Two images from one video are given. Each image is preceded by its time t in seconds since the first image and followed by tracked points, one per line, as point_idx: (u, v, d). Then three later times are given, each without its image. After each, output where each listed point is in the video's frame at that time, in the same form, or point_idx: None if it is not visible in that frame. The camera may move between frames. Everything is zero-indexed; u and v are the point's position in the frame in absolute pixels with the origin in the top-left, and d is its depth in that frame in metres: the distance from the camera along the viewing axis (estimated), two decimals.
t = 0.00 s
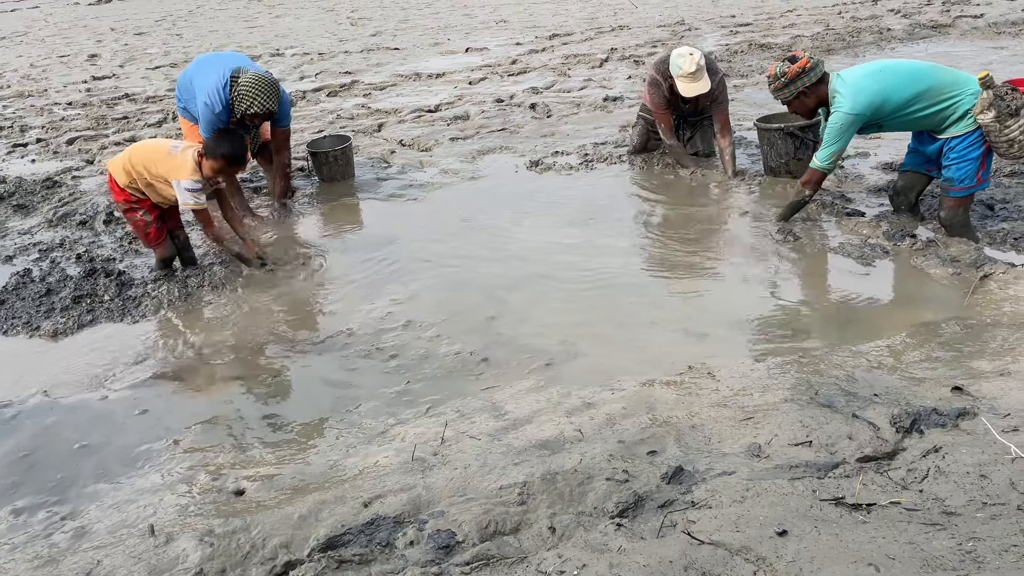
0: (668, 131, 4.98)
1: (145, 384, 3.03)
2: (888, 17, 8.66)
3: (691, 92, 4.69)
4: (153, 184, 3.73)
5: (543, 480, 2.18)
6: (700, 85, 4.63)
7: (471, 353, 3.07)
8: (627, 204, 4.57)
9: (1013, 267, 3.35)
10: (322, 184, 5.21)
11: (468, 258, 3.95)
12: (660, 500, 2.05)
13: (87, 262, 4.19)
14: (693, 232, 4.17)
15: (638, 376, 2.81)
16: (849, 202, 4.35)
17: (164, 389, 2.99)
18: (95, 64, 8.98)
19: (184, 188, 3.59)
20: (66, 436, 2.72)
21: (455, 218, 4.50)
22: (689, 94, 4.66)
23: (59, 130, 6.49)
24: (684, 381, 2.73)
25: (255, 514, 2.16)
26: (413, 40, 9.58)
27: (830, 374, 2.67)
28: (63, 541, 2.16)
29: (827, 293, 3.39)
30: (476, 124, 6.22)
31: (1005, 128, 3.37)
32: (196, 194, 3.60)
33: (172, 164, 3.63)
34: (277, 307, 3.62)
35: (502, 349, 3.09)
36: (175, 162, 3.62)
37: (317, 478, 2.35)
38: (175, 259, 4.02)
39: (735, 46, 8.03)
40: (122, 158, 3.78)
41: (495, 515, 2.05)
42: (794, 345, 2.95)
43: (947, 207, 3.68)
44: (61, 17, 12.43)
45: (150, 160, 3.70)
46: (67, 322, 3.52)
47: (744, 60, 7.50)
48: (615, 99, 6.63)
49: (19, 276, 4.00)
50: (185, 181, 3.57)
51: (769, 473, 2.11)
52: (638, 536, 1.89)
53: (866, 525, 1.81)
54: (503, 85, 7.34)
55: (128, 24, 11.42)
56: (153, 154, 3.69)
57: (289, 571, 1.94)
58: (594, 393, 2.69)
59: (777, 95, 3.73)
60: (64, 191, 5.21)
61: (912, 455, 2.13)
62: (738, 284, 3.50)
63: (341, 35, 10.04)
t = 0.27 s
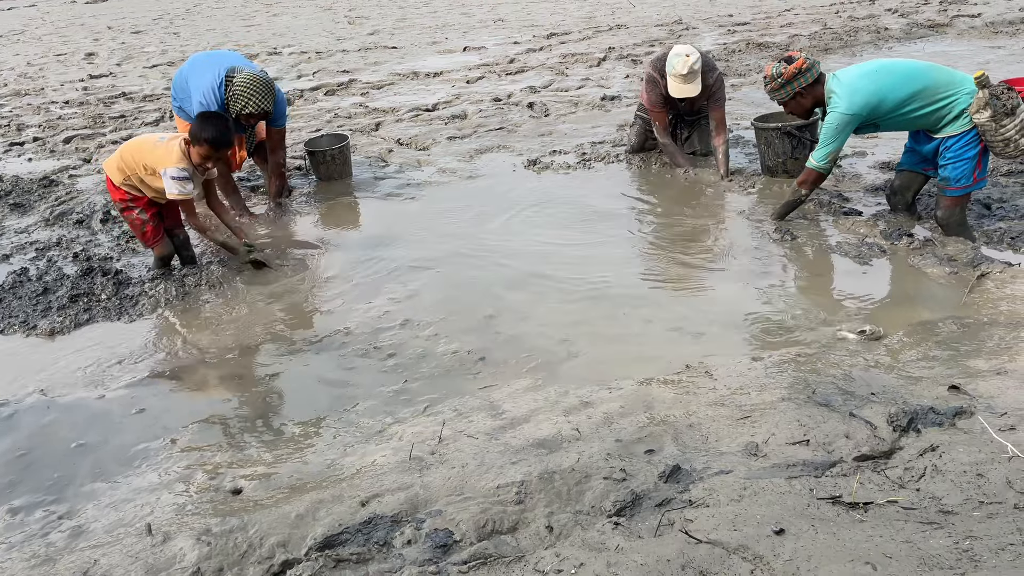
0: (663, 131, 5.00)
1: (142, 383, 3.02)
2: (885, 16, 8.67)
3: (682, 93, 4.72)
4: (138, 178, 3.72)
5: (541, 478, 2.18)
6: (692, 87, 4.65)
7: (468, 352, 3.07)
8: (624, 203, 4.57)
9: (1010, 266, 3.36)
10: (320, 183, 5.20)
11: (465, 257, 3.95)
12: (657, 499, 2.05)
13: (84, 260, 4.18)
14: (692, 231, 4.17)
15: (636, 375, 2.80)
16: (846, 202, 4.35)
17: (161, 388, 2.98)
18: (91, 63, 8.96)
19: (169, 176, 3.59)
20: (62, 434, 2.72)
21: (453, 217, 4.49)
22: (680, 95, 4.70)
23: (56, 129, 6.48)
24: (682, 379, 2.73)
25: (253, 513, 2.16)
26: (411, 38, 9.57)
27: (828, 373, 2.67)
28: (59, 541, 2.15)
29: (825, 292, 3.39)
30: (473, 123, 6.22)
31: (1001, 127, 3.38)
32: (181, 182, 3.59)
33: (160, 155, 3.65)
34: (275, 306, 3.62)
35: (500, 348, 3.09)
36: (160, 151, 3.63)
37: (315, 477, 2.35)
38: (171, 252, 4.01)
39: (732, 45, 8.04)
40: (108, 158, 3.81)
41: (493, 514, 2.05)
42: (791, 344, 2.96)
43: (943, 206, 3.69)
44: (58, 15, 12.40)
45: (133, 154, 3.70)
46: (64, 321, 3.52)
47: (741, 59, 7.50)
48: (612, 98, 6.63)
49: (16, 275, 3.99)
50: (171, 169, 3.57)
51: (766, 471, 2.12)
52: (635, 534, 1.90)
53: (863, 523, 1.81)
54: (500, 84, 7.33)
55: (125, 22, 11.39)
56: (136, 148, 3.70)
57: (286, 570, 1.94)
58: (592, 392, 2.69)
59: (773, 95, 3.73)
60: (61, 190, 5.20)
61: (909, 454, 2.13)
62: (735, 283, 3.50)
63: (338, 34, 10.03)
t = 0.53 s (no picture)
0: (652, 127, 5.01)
1: (140, 382, 3.02)
2: (884, 16, 8.68)
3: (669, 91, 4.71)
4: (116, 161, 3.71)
5: (539, 478, 2.18)
6: (679, 85, 4.63)
7: (467, 351, 3.07)
8: (622, 202, 4.58)
9: (1008, 266, 3.36)
10: (318, 182, 5.20)
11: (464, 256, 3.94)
12: (655, 498, 2.05)
13: (82, 259, 4.18)
14: (689, 230, 4.17)
15: (635, 374, 2.81)
16: (844, 201, 4.36)
17: (160, 387, 2.98)
18: (90, 61, 8.94)
19: (139, 148, 3.55)
20: (60, 433, 2.71)
21: (452, 216, 4.49)
22: (666, 92, 4.68)
23: (54, 127, 6.47)
24: (680, 379, 2.73)
25: (251, 512, 2.16)
26: (409, 37, 9.57)
27: (826, 372, 2.67)
28: (57, 540, 2.15)
29: (823, 291, 3.39)
30: (472, 122, 6.21)
31: (999, 126, 3.39)
32: (146, 154, 3.54)
33: (135, 132, 3.61)
34: (273, 305, 3.62)
35: (498, 347, 3.09)
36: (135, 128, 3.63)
37: (313, 476, 2.35)
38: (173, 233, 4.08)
39: (731, 44, 8.04)
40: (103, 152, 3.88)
41: (491, 513, 2.05)
42: (790, 343, 2.96)
43: (941, 206, 3.69)
44: (56, 14, 12.38)
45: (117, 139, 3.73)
46: (62, 320, 3.51)
47: (740, 58, 7.51)
48: (611, 97, 6.63)
49: (13, 274, 3.99)
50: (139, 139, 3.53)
51: (764, 470, 2.12)
52: (633, 533, 1.90)
53: (861, 522, 1.82)
54: (499, 83, 7.33)
55: (123, 21, 11.38)
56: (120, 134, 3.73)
57: (284, 570, 1.94)
58: (590, 391, 2.70)
59: (771, 94, 3.73)
60: (59, 189, 5.20)
61: (907, 453, 2.13)
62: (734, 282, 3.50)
63: (337, 33, 10.02)
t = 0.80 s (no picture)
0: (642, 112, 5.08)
1: (139, 381, 3.02)
2: (883, 16, 8.68)
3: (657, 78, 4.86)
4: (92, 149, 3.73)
5: (538, 477, 2.18)
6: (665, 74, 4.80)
7: (466, 350, 3.07)
8: (620, 202, 4.58)
9: (1007, 265, 3.36)
10: (317, 181, 5.19)
11: (463, 255, 3.94)
12: (654, 497, 2.05)
13: (81, 259, 4.17)
14: (687, 230, 4.17)
15: (634, 374, 2.81)
16: (843, 201, 4.36)
17: (158, 387, 2.98)
18: (88, 60, 8.93)
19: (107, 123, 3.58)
20: (59, 433, 2.71)
21: (451, 215, 4.49)
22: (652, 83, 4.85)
23: (52, 127, 6.46)
24: (679, 378, 2.73)
25: (250, 512, 2.15)
26: (408, 37, 9.57)
27: (825, 371, 2.67)
28: (55, 539, 2.15)
29: (822, 291, 3.39)
30: (471, 121, 6.21)
31: (997, 126, 3.39)
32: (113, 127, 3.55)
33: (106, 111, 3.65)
34: (272, 304, 3.62)
35: (497, 347, 3.09)
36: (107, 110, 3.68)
37: (312, 475, 2.35)
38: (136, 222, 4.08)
39: (730, 44, 8.04)
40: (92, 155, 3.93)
41: (490, 513, 2.05)
42: (789, 342, 2.96)
43: (940, 206, 3.69)
44: (55, 13, 12.37)
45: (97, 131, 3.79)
46: (60, 319, 3.51)
47: (739, 58, 7.51)
48: (610, 97, 6.63)
49: (11, 273, 3.98)
50: (107, 115, 3.56)
51: (763, 470, 2.12)
52: (632, 533, 1.90)
53: (860, 522, 1.82)
54: (498, 82, 7.33)
55: (122, 20, 11.37)
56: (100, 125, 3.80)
57: (283, 569, 1.93)
58: (589, 390, 2.70)
59: (769, 92, 3.74)
60: (57, 188, 5.19)
61: (905, 453, 2.14)
62: (733, 282, 3.50)
63: (336, 32, 10.01)
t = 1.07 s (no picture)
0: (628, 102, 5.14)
1: (137, 381, 3.01)
2: (881, 15, 8.68)
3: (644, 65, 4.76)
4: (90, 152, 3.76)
5: (537, 476, 2.18)
6: (654, 58, 4.68)
7: (465, 349, 3.07)
8: (619, 201, 4.58)
9: (1005, 265, 3.37)
10: (315, 180, 5.19)
11: (461, 255, 3.94)
12: (654, 496, 2.05)
13: (79, 258, 4.17)
14: (686, 230, 4.17)
15: (633, 373, 2.81)
16: (842, 201, 4.36)
17: (157, 386, 2.98)
18: (87, 60, 8.92)
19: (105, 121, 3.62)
20: (57, 433, 2.71)
21: (450, 215, 4.49)
22: (642, 67, 4.71)
23: (51, 126, 6.45)
24: (678, 378, 2.73)
25: (249, 511, 2.15)
26: (407, 36, 9.56)
27: (823, 371, 2.68)
28: (54, 539, 2.15)
29: (821, 290, 3.39)
30: (470, 121, 6.21)
31: (995, 126, 3.39)
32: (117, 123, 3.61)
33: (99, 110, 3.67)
34: (271, 303, 3.61)
35: (496, 346, 3.09)
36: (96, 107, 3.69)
37: (311, 475, 2.34)
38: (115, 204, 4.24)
39: (729, 43, 8.04)
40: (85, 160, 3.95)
41: (490, 512, 2.05)
42: (788, 341, 2.96)
43: (938, 205, 3.70)
44: (54, 12, 12.35)
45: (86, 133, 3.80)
46: (59, 319, 3.51)
47: (737, 58, 7.51)
48: (609, 96, 6.63)
49: (10, 272, 3.98)
50: (104, 113, 3.59)
51: (762, 469, 2.12)
52: (632, 532, 1.90)
53: (859, 521, 1.82)
54: (496, 82, 7.32)
55: (120, 20, 11.35)
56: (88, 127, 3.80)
57: (282, 569, 1.93)
58: (589, 389, 2.70)
59: (769, 88, 3.74)
60: (56, 188, 5.18)
61: (904, 452, 2.14)
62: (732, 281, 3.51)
63: (335, 32, 10.00)
